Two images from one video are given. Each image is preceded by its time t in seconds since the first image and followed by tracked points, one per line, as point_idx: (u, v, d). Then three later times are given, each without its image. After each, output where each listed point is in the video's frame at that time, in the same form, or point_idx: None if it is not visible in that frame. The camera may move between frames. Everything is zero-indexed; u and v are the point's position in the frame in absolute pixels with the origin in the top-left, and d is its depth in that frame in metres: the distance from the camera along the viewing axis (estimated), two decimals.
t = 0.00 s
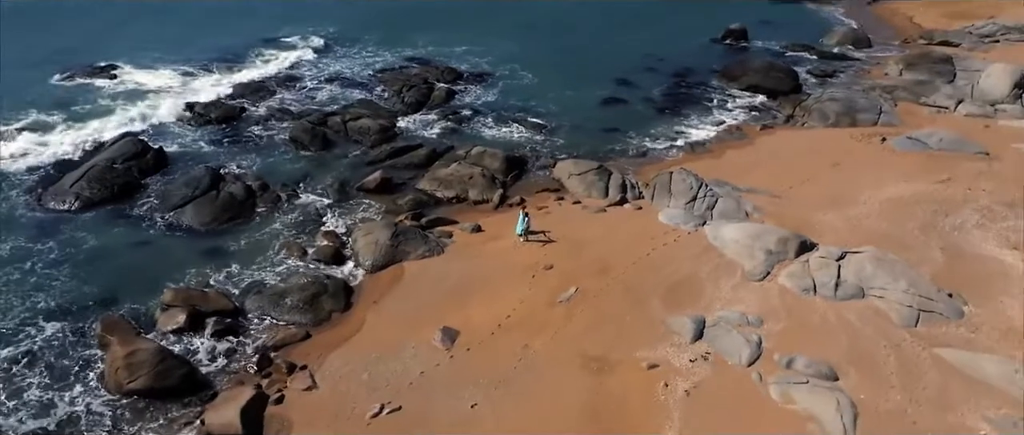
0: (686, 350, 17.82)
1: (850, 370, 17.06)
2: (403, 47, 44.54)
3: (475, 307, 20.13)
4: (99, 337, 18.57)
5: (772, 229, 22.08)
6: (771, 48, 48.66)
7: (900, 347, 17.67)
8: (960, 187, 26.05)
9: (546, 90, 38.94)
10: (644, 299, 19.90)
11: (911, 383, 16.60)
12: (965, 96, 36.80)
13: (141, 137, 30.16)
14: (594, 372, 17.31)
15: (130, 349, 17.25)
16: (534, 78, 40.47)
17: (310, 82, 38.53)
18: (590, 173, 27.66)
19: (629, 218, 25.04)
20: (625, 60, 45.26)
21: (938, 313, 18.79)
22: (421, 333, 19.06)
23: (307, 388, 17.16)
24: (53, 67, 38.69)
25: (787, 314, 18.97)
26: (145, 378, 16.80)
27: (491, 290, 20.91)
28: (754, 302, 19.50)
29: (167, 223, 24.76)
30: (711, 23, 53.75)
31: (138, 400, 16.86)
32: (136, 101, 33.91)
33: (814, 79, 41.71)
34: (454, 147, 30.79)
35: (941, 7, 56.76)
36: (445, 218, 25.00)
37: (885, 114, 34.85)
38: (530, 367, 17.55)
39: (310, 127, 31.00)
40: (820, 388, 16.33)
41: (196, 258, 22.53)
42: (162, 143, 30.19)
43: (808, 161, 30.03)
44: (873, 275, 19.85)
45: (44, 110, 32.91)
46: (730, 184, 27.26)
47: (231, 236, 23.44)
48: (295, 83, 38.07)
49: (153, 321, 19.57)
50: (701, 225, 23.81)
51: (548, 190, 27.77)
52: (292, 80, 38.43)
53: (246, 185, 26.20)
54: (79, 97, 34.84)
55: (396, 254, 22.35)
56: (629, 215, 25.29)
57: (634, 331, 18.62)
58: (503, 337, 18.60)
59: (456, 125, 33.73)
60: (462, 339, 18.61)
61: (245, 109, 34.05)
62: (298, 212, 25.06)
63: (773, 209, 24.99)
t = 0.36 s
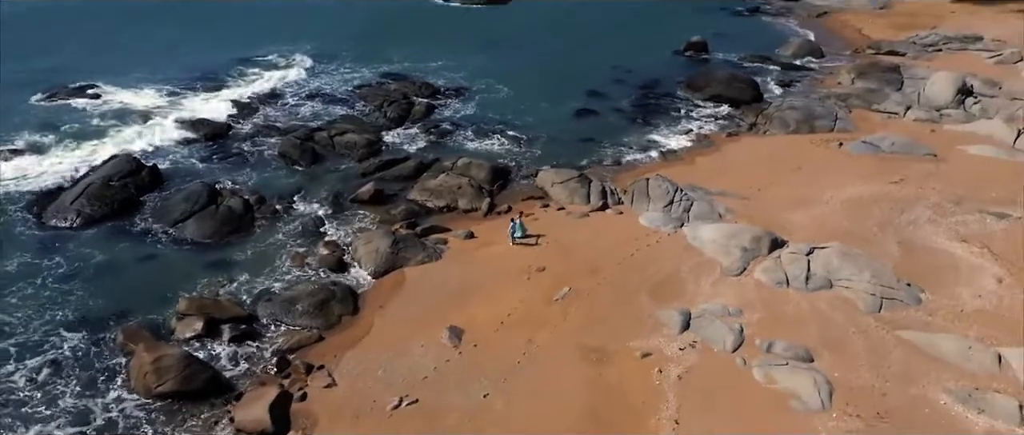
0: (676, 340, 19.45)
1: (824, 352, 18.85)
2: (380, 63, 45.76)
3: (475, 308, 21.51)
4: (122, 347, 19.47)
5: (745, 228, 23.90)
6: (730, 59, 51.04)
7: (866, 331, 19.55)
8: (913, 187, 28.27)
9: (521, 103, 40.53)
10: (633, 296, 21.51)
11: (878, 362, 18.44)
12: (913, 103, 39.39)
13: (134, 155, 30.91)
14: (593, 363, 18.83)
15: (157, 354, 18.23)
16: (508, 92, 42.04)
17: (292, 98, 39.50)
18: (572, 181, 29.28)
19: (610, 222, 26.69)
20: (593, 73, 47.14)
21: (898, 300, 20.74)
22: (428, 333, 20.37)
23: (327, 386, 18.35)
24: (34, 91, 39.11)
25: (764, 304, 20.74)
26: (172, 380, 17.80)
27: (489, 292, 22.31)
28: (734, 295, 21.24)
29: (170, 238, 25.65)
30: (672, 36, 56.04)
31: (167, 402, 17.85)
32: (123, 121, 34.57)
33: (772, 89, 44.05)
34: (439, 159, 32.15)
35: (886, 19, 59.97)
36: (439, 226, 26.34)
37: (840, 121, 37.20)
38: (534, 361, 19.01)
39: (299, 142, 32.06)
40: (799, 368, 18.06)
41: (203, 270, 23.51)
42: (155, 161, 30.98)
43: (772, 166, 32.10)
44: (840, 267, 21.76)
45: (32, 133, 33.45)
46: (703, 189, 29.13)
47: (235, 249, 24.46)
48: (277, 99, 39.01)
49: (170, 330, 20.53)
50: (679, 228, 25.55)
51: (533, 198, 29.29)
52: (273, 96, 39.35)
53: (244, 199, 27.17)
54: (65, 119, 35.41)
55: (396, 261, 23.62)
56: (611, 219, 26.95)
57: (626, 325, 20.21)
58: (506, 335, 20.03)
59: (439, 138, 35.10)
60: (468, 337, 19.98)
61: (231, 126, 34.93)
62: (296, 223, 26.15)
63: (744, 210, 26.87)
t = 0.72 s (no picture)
0: (672, 335, 21.05)
1: (807, 343, 20.55)
2: (368, 79, 47.08)
3: (483, 310, 22.92)
4: (151, 354, 20.50)
5: (729, 232, 25.63)
6: (704, 73, 53.16)
7: (845, 323, 21.31)
8: (881, 192, 30.29)
9: (507, 117, 42.09)
10: (629, 296, 23.10)
11: (857, 350, 20.18)
12: (878, 112, 41.65)
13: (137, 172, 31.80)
14: (597, 358, 20.37)
15: (189, 359, 19.34)
16: (494, 107, 43.57)
17: (284, 113, 40.56)
18: (564, 191, 30.84)
19: (602, 229, 28.30)
20: (574, 87, 48.89)
21: (873, 294, 22.57)
22: (441, 334, 21.74)
23: (351, 385, 19.62)
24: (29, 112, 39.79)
25: (751, 301, 22.43)
26: (205, 383, 18.93)
27: (494, 295, 23.74)
28: (723, 293, 22.90)
29: (182, 251, 26.67)
30: (647, 51, 58.10)
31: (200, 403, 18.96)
32: (123, 140, 35.44)
33: (745, 101, 46.15)
34: (435, 172, 33.52)
35: (850, 32, 62.68)
36: (441, 235, 27.71)
37: (811, 130, 39.30)
38: (543, 357, 20.48)
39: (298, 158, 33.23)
40: (786, 358, 19.70)
41: (219, 281, 24.62)
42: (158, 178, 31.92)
43: (750, 174, 33.99)
44: (818, 266, 23.56)
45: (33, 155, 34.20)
46: (687, 196, 30.85)
47: (248, 261, 25.61)
48: (270, 114, 40.04)
49: (194, 337, 21.63)
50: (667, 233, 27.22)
51: (527, 207, 30.80)
52: (266, 112, 40.38)
53: (251, 213, 28.28)
54: (63, 140, 36.18)
55: (404, 268, 24.95)
56: (602, 226, 28.54)
57: (626, 323, 21.78)
58: (515, 334, 21.48)
59: (432, 152, 36.49)
60: (479, 337, 21.38)
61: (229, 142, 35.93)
62: (304, 235, 27.36)
63: (726, 216, 28.62)
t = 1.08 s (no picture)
0: (666, 333, 22.62)
1: (790, 338, 22.23)
2: (357, 97, 48.39)
3: (487, 314, 24.33)
4: (174, 361, 21.55)
5: (714, 238, 27.30)
6: (680, 87, 55.16)
7: (824, 319, 23.03)
8: (852, 198, 32.25)
9: (493, 132, 43.61)
10: (623, 299, 24.66)
11: (836, 344, 21.90)
12: (847, 123, 43.82)
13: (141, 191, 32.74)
14: (598, 356, 21.88)
15: (214, 365, 20.48)
16: (481, 122, 45.04)
17: (278, 129, 41.67)
18: (555, 201, 32.35)
19: (593, 237, 29.88)
20: (556, 102, 50.60)
21: (849, 293, 24.35)
22: (450, 338, 23.10)
23: (369, 386, 20.92)
24: (26, 134, 40.55)
25: (737, 301, 24.09)
26: (232, 387, 20.07)
27: (496, 301, 25.15)
28: (711, 294, 24.54)
29: (194, 265, 27.72)
30: (624, 66, 60.09)
31: (227, 406, 20.10)
32: (123, 160, 36.37)
33: (721, 114, 48.17)
34: (430, 185, 34.89)
35: (818, 47, 65.25)
36: (441, 246, 29.07)
37: (785, 141, 41.32)
38: (547, 356, 21.94)
39: (297, 174, 34.41)
40: (772, 351, 21.35)
41: (232, 293, 25.75)
42: (162, 195, 32.89)
43: (729, 183, 35.82)
44: (797, 267, 25.32)
45: (36, 177, 35.05)
46: (671, 205, 32.55)
47: (258, 274, 26.76)
48: (263, 131, 41.13)
49: (214, 345, 22.75)
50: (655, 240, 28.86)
51: (520, 217, 32.28)
52: (260, 129, 41.44)
53: (258, 227, 29.39)
54: (62, 160, 37.01)
55: (409, 277, 26.29)
56: (593, 235, 30.10)
57: (622, 323, 23.33)
58: (519, 336, 22.93)
59: (424, 166, 37.88)
60: (486, 339, 22.79)
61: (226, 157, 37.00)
62: (309, 248, 28.57)
63: (709, 223, 30.34)
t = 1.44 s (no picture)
0: (665, 335, 24.13)
1: (781, 338, 23.81)
2: (354, 113, 49.68)
3: (494, 320, 25.72)
4: (201, 367, 22.70)
5: (706, 245, 28.86)
6: (666, 101, 56.92)
7: (811, 321, 24.63)
8: (834, 207, 34.00)
9: (488, 146, 45.05)
10: (623, 304, 26.14)
11: (823, 343, 23.49)
12: (828, 135, 45.72)
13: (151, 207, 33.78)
14: (602, 357, 23.33)
15: (242, 370, 21.67)
16: (475, 137, 46.48)
17: (279, 145, 42.88)
18: (553, 212, 33.81)
19: (591, 246, 31.37)
20: (547, 117, 52.17)
21: (834, 295, 25.98)
22: (461, 342, 24.46)
23: (388, 388, 22.21)
24: (32, 153, 41.44)
25: (730, 304, 25.64)
26: (259, 390, 21.28)
27: (503, 307, 26.55)
28: (705, 298, 26.08)
29: (209, 277, 28.82)
30: (611, 81, 61.86)
31: (255, 408, 21.30)
32: (131, 178, 37.42)
33: (706, 127, 49.94)
34: (431, 198, 36.24)
35: (797, 60, 67.39)
36: (446, 257, 30.43)
37: (769, 153, 43.12)
38: (553, 358, 23.36)
39: (303, 189, 35.66)
40: (765, 350, 22.90)
41: (249, 305, 26.94)
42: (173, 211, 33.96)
43: (717, 194, 37.50)
44: (785, 272, 26.93)
45: (47, 195, 36.00)
46: (663, 215, 34.13)
47: (273, 287, 27.99)
48: (266, 148, 42.33)
49: (237, 352, 23.91)
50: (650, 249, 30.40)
51: (519, 228, 33.71)
52: (262, 145, 42.63)
53: (269, 240, 30.52)
54: (71, 178, 37.98)
55: (418, 285, 27.61)
56: (591, 244, 31.59)
57: (623, 327, 24.80)
58: (527, 340, 24.34)
59: (424, 181, 39.24)
60: (496, 343, 24.18)
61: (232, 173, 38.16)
62: (320, 260, 29.82)
63: (701, 232, 31.93)
